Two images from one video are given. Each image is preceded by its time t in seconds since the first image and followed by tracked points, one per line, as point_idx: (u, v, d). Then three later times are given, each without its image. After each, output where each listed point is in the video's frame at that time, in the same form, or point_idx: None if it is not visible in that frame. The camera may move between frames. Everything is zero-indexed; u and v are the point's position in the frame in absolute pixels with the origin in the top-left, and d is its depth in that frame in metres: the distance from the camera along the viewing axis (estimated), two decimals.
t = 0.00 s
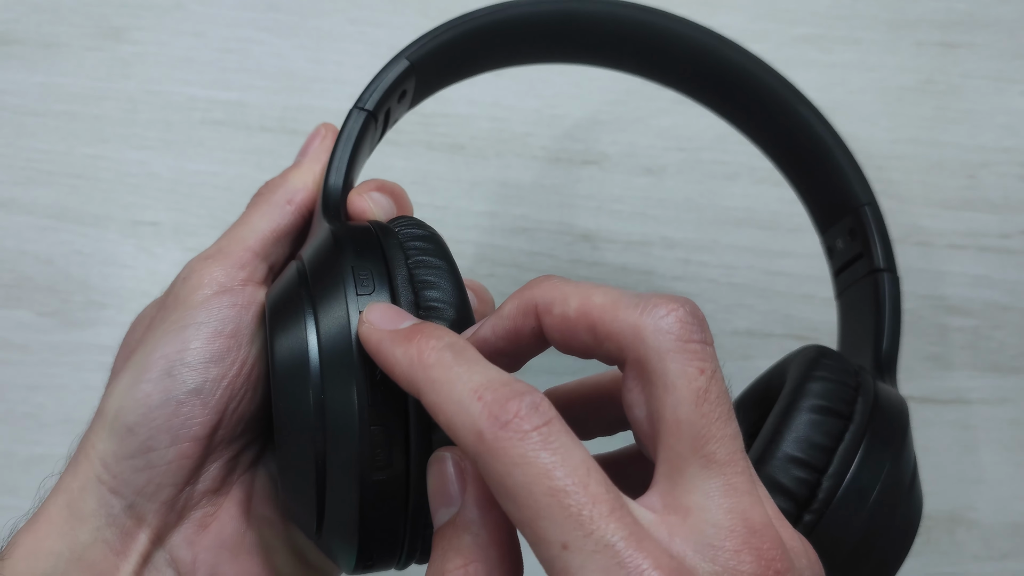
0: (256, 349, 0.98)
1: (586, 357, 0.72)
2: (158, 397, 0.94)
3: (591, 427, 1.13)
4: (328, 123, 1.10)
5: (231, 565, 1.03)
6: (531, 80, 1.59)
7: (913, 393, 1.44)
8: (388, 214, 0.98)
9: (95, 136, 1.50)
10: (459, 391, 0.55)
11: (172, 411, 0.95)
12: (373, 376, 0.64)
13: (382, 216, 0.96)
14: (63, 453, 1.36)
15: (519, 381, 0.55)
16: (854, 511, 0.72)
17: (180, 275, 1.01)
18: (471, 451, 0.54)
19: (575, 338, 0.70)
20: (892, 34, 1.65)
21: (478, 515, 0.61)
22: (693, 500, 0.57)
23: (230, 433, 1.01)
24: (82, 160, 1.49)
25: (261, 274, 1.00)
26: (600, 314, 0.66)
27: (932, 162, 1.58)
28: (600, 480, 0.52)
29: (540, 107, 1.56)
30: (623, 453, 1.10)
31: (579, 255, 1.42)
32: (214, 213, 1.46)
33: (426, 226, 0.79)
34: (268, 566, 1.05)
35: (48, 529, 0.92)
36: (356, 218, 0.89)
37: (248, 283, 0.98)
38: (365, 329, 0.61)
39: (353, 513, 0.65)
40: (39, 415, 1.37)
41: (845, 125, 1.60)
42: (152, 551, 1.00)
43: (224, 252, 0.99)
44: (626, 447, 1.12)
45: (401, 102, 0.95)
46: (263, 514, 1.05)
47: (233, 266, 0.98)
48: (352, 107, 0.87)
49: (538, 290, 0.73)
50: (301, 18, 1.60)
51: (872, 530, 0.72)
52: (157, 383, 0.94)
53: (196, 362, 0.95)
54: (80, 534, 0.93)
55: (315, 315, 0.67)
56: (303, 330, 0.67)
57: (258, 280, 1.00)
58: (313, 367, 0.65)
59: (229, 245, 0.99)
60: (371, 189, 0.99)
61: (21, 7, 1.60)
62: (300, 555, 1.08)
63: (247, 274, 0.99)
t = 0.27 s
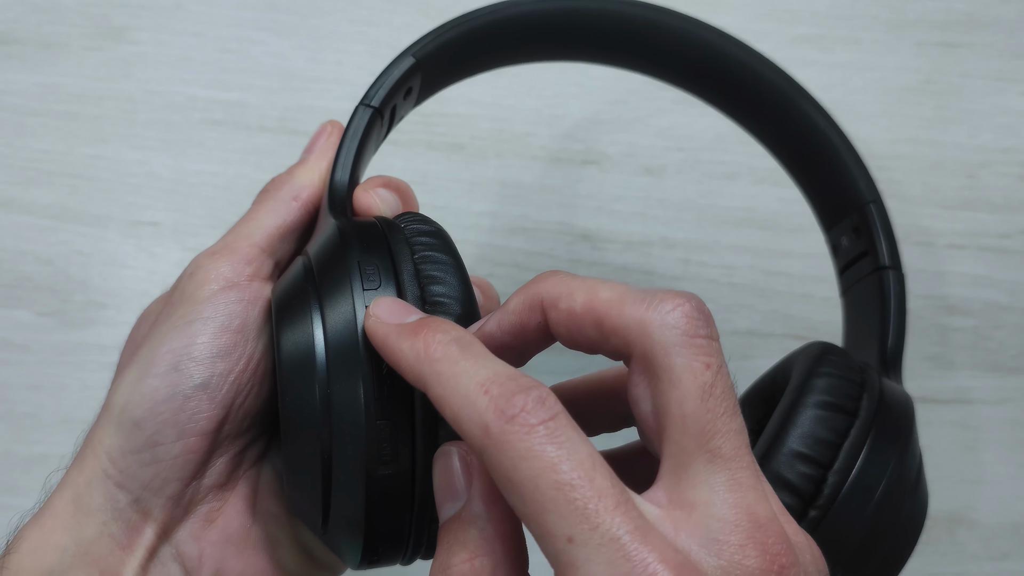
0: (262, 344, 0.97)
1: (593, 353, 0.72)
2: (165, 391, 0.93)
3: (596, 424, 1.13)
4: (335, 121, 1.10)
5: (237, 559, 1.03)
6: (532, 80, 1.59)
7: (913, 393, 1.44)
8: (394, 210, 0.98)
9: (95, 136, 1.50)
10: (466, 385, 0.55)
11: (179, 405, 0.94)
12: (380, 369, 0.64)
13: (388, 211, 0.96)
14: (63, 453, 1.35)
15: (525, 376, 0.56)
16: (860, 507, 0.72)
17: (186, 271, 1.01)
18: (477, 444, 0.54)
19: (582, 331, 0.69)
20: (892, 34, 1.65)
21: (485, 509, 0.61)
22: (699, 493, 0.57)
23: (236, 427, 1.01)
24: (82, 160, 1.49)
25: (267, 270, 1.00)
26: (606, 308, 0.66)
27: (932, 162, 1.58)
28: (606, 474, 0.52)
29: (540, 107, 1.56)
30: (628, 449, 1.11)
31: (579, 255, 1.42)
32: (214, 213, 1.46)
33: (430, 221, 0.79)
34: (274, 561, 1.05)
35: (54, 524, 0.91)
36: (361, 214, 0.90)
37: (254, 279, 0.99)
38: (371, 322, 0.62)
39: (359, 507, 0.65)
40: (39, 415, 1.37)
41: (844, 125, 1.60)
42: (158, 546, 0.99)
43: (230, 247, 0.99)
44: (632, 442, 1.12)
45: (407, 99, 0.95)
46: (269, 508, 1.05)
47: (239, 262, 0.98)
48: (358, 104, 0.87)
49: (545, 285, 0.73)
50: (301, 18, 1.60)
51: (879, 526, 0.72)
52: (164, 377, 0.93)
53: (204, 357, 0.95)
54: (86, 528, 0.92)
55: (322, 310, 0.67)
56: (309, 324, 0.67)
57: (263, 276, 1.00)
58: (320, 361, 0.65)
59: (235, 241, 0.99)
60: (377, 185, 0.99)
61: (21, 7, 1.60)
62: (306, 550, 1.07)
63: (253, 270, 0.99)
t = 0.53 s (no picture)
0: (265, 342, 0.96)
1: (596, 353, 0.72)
2: (167, 388, 0.93)
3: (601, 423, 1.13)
4: (337, 119, 1.09)
5: (239, 557, 1.01)
6: (532, 81, 1.59)
7: (913, 393, 1.44)
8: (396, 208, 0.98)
9: (95, 137, 1.50)
10: (481, 376, 0.55)
11: (181, 402, 0.94)
12: (382, 366, 0.64)
13: (390, 210, 0.96)
14: (62, 453, 1.35)
15: (542, 368, 0.56)
16: (860, 504, 0.72)
17: (189, 269, 1.01)
18: (491, 434, 0.54)
19: (584, 332, 0.70)
20: (892, 34, 1.66)
21: (488, 506, 0.62)
22: (704, 496, 0.57)
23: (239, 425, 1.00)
24: (82, 160, 1.49)
25: (269, 268, 1.00)
26: (608, 309, 0.66)
27: (932, 162, 1.58)
28: (621, 473, 0.52)
29: (540, 107, 1.56)
30: (631, 449, 1.11)
31: (579, 255, 1.42)
32: (214, 213, 1.46)
33: (433, 219, 0.78)
34: (276, 560, 1.02)
35: (58, 520, 0.91)
36: (362, 212, 0.90)
37: (257, 277, 0.98)
38: (388, 302, 0.60)
39: (363, 503, 0.65)
40: (38, 415, 1.36)
41: (844, 125, 1.60)
42: (161, 544, 0.98)
43: (233, 246, 0.99)
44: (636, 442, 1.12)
45: (408, 99, 0.95)
46: (271, 507, 1.03)
47: (242, 259, 0.98)
48: (360, 102, 0.87)
49: (548, 286, 0.73)
50: (301, 17, 1.60)
51: (878, 523, 0.72)
52: (166, 374, 0.93)
53: (206, 354, 0.94)
54: (89, 525, 0.92)
55: (325, 307, 0.67)
56: (313, 321, 0.67)
57: (267, 274, 0.99)
58: (323, 359, 0.65)
59: (237, 239, 0.99)
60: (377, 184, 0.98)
61: (21, 7, 1.60)
62: (309, 550, 1.05)
63: (256, 268, 0.98)
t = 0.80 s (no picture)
0: (262, 341, 0.97)
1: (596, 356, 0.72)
2: (164, 388, 0.93)
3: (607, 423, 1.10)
4: (333, 119, 1.10)
5: (237, 555, 1.01)
6: (532, 81, 1.59)
7: (913, 393, 1.44)
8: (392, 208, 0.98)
9: (95, 136, 1.50)
10: (536, 351, 0.55)
11: (178, 402, 0.94)
12: (379, 366, 0.63)
13: (386, 210, 0.96)
14: (62, 453, 1.35)
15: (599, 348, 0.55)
16: (858, 501, 0.72)
17: (185, 269, 1.01)
18: (541, 409, 0.54)
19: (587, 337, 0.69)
20: (891, 34, 1.66)
21: (487, 505, 0.62)
22: (717, 500, 0.58)
23: (236, 424, 1.00)
24: (82, 160, 1.49)
25: (266, 268, 1.00)
26: (612, 317, 0.66)
27: (932, 161, 1.58)
28: (664, 470, 0.53)
29: (540, 107, 1.56)
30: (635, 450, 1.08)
31: (579, 255, 1.42)
32: (214, 213, 1.46)
33: (428, 218, 0.78)
34: (273, 558, 1.02)
35: (54, 520, 0.91)
36: (359, 211, 0.90)
37: (252, 277, 0.98)
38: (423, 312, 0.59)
39: (360, 503, 0.65)
40: (38, 415, 1.36)
41: (844, 125, 1.60)
42: (158, 544, 0.98)
43: (228, 246, 0.99)
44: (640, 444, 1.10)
45: (405, 98, 0.94)
46: (269, 505, 1.03)
47: (238, 259, 0.98)
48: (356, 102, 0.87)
49: (549, 290, 0.70)
50: (300, 17, 1.60)
51: (876, 521, 0.73)
52: (162, 374, 0.93)
53: (202, 354, 0.94)
54: (86, 525, 0.92)
55: (322, 307, 0.67)
56: (310, 321, 0.67)
57: (263, 274, 1.00)
58: (320, 358, 0.65)
59: (234, 239, 0.99)
60: (375, 182, 0.98)
61: (21, 7, 1.60)
62: (306, 548, 1.05)
63: (252, 267, 0.99)
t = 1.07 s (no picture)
0: (260, 340, 0.97)
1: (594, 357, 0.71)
2: (163, 388, 0.93)
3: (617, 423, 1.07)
4: (332, 119, 1.11)
5: (236, 555, 1.01)
6: (532, 81, 1.59)
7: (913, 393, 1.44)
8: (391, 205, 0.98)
9: (95, 136, 1.50)
10: (538, 357, 0.55)
11: (177, 402, 0.94)
12: (379, 364, 0.63)
13: (384, 208, 0.96)
14: (62, 453, 1.35)
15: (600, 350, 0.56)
16: (859, 495, 0.72)
17: (184, 269, 1.01)
18: (546, 414, 0.54)
19: (587, 339, 0.67)
20: (891, 34, 1.66)
21: (488, 504, 0.62)
22: (718, 501, 0.58)
23: (235, 424, 1.00)
24: (82, 160, 1.49)
25: (264, 268, 1.00)
26: (613, 319, 0.65)
27: (932, 161, 1.58)
28: (668, 472, 0.53)
29: (540, 107, 1.56)
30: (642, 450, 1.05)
31: (579, 255, 1.42)
32: (214, 213, 1.46)
33: (427, 215, 0.77)
34: (272, 558, 1.02)
35: (54, 520, 0.91)
36: (357, 210, 0.90)
37: (251, 276, 0.98)
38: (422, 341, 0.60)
39: (360, 501, 0.65)
40: (38, 414, 1.36)
41: (844, 125, 1.60)
42: (158, 544, 0.98)
43: (227, 245, 0.99)
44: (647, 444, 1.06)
45: (404, 96, 0.94)
46: (268, 504, 1.03)
47: (236, 259, 0.98)
48: (356, 101, 0.87)
49: (551, 291, 0.68)
50: (301, 17, 1.60)
51: (877, 515, 0.72)
52: (161, 374, 0.93)
53: (201, 353, 0.94)
54: (85, 525, 0.92)
55: (322, 305, 0.67)
56: (310, 319, 0.67)
57: (261, 274, 0.99)
58: (320, 357, 0.65)
59: (233, 238, 0.99)
60: (374, 180, 0.98)
61: (21, 7, 1.60)
62: (306, 547, 1.05)
63: (250, 267, 0.99)
